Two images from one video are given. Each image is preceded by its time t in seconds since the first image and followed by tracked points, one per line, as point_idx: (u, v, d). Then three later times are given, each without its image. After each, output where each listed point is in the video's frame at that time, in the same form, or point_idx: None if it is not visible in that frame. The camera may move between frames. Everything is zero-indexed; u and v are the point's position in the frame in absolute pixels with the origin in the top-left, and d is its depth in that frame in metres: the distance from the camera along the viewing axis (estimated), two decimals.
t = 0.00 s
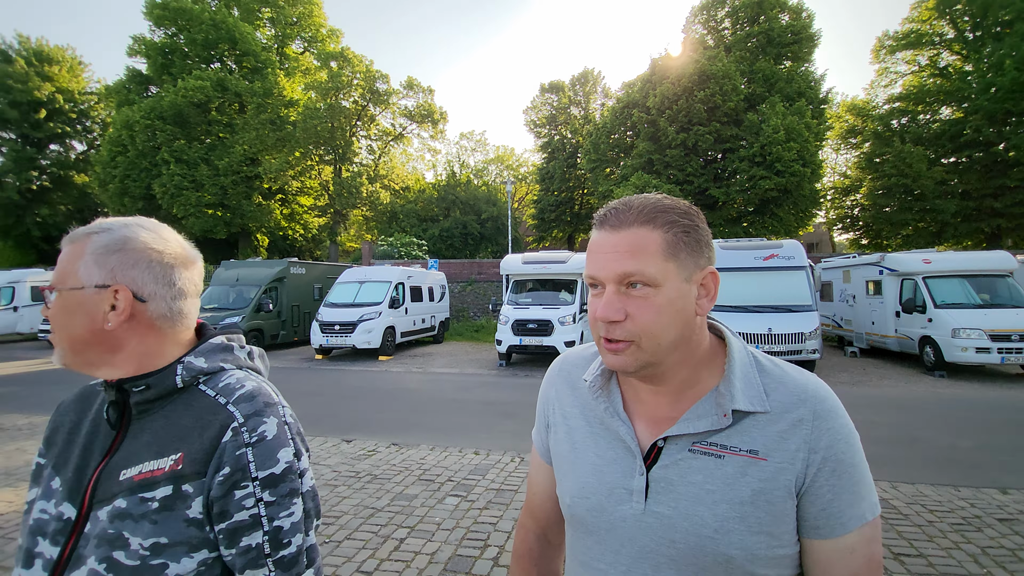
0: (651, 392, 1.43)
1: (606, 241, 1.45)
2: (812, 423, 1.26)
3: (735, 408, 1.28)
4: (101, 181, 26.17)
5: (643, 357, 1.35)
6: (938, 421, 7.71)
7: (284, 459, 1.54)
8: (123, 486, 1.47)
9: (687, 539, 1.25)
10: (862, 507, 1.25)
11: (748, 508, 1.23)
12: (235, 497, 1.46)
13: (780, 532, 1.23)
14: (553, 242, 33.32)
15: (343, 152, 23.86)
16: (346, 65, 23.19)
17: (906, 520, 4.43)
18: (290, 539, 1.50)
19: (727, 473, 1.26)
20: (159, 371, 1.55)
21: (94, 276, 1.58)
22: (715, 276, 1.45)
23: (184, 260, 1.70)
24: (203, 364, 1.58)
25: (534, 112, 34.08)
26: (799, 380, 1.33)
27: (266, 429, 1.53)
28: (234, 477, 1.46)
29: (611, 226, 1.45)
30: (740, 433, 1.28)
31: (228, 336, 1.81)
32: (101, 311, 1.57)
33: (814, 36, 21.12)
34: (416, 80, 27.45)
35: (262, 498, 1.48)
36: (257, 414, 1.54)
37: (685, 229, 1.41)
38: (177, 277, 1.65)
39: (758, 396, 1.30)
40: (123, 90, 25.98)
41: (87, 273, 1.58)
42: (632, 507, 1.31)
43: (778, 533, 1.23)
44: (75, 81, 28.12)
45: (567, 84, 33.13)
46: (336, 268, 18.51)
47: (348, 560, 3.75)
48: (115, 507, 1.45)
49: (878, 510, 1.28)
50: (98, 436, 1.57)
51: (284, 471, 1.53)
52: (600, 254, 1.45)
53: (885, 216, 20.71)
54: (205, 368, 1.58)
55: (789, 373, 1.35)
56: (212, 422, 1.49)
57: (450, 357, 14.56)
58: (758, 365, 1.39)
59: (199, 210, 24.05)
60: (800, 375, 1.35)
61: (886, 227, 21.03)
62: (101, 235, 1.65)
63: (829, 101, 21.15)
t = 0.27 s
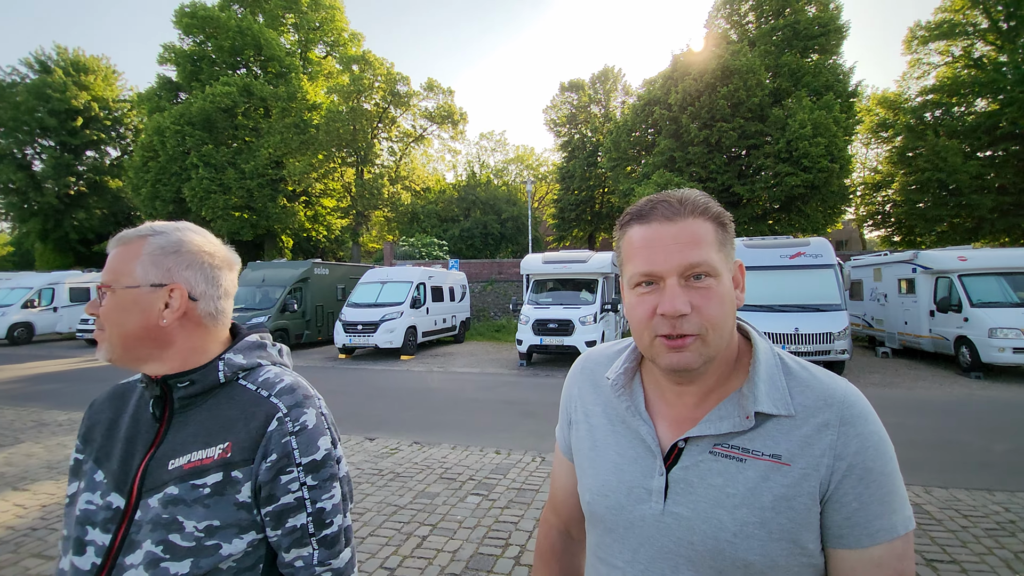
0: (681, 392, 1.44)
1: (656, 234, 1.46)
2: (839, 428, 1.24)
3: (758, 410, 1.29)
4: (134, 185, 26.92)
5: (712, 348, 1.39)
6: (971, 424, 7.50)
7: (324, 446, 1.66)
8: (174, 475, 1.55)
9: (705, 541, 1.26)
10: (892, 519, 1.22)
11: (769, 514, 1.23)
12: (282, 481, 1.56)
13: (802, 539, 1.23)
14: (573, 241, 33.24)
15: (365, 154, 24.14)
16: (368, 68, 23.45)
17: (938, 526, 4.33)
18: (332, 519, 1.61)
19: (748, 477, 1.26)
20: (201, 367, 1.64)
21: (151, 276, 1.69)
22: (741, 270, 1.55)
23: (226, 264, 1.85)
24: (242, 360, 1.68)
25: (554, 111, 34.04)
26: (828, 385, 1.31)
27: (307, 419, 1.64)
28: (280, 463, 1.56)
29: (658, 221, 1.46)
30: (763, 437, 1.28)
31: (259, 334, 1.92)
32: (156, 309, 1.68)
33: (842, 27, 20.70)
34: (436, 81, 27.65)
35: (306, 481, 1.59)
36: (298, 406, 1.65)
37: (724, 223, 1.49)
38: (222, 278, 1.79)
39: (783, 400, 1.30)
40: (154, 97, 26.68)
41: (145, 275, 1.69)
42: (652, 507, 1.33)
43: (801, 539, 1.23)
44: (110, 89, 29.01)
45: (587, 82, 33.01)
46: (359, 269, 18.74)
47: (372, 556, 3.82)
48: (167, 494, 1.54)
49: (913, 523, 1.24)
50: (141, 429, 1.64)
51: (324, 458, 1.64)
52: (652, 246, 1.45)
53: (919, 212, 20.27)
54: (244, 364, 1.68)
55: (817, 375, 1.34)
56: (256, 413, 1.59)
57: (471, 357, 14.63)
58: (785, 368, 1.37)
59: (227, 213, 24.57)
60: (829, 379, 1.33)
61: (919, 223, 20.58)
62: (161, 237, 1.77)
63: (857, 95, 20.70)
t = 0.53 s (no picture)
0: (687, 390, 1.45)
1: (651, 233, 1.45)
2: (849, 425, 1.24)
3: (766, 406, 1.29)
4: (149, 186, 27.29)
5: (703, 350, 1.38)
6: (989, 423, 7.39)
7: (344, 431, 1.77)
8: (200, 465, 1.59)
9: (712, 538, 1.26)
10: (906, 517, 1.21)
11: (777, 512, 1.22)
12: (309, 464, 1.65)
13: (813, 539, 1.22)
14: (584, 239, 33.14)
15: (376, 153, 24.27)
16: (378, 67, 23.53)
17: (955, 526, 4.28)
18: (354, 497, 1.72)
19: (756, 475, 1.26)
20: (220, 362, 1.69)
21: (183, 274, 1.74)
22: (749, 268, 1.51)
23: (241, 262, 1.94)
24: (257, 354, 1.75)
25: (565, 109, 33.99)
26: (839, 382, 1.30)
27: (329, 406, 1.73)
28: (307, 447, 1.65)
29: (656, 219, 1.45)
30: (771, 434, 1.28)
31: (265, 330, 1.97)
32: (187, 305, 1.73)
33: (857, 21, 20.45)
34: (447, 80, 27.72)
35: (330, 464, 1.68)
36: (319, 394, 1.74)
37: (727, 221, 1.45)
38: (241, 275, 1.90)
39: (793, 396, 1.29)
40: (169, 98, 27.03)
41: (178, 273, 1.74)
42: (658, 504, 1.33)
43: (810, 538, 1.22)
44: (126, 91, 29.42)
45: (597, 79, 32.92)
46: (370, 268, 18.84)
47: (383, 553, 3.85)
48: (196, 484, 1.58)
49: (927, 522, 1.23)
50: (156, 425, 1.66)
51: (345, 442, 1.75)
52: (646, 246, 1.44)
53: (936, 208, 19.96)
54: (260, 358, 1.75)
55: (827, 372, 1.33)
56: (280, 402, 1.67)
57: (482, 355, 14.67)
58: (794, 364, 1.37)
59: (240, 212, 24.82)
60: (840, 376, 1.32)
61: (936, 219, 20.25)
62: (189, 237, 1.81)
63: (873, 89, 20.43)
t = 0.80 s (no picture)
0: (674, 385, 1.46)
1: (614, 228, 1.47)
2: (843, 424, 1.24)
3: (759, 405, 1.29)
4: (146, 184, 27.22)
5: (643, 344, 1.37)
6: (986, 421, 7.40)
7: (340, 421, 1.84)
8: (202, 458, 1.61)
9: (704, 537, 1.26)
10: (898, 515, 1.21)
11: (769, 510, 1.23)
12: (311, 452, 1.72)
13: (806, 537, 1.23)
14: (582, 237, 33.13)
15: (374, 151, 24.24)
16: (377, 65, 23.52)
17: (952, 524, 4.29)
18: (353, 482, 1.81)
19: (749, 472, 1.26)
20: (217, 358, 1.70)
21: (204, 272, 1.79)
22: (734, 267, 1.40)
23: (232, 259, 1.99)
24: (251, 350, 1.78)
25: (563, 107, 33.99)
26: (833, 379, 1.30)
27: (326, 397, 1.81)
28: (309, 436, 1.72)
29: (621, 211, 1.47)
30: (765, 432, 1.28)
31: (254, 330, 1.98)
32: (211, 303, 1.78)
33: (855, 20, 20.48)
34: (445, 78, 27.69)
35: (330, 451, 1.76)
36: (317, 385, 1.81)
37: (697, 216, 1.39)
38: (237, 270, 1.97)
39: (785, 394, 1.29)
40: (166, 96, 26.94)
41: (202, 270, 1.79)
42: (650, 502, 1.34)
43: (803, 536, 1.22)
44: (123, 89, 29.33)
45: (596, 77, 33.02)
46: (369, 266, 18.82)
47: (381, 551, 3.85)
48: (201, 476, 1.60)
49: (921, 520, 1.24)
50: (151, 422, 1.65)
51: (342, 431, 1.83)
52: (609, 241, 1.47)
53: (933, 206, 19.97)
54: (254, 353, 1.78)
55: (820, 370, 1.33)
56: (281, 394, 1.72)
57: (480, 353, 14.67)
58: (787, 360, 1.37)
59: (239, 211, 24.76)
60: (835, 374, 1.32)
61: (933, 217, 20.26)
62: (198, 235, 1.85)
63: (871, 88, 20.44)
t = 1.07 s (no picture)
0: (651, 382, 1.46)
1: (588, 225, 1.48)
2: (820, 422, 1.24)
3: (738, 404, 1.29)
4: (120, 179, 26.64)
5: (615, 343, 1.38)
6: (957, 416, 7.59)
7: (317, 416, 1.83)
8: (178, 458, 1.57)
9: (683, 537, 1.26)
10: (874, 514, 1.23)
11: (748, 510, 1.23)
12: (291, 447, 1.71)
13: (784, 536, 1.23)
14: (566, 236, 33.23)
15: (357, 148, 24.06)
16: (359, 61, 23.35)
17: (924, 516, 4.39)
18: (331, 475, 1.82)
19: (728, 472, 1.26)
20: (189, 356, 1.66)
21: (159, 268, 1.66)
22: (709, 264, 1.39)
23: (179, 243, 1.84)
24: (224, 346, 1.74)
25: (547, 106, 34.05)
26: (812, 377, 1.31)
27: (304, 392, 1.81)
28: (288, 432, 1.71)
29: (595, 209, 1.47)
30: (743, 431, 1.28)
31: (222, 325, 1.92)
32: (173, 300, 1.68)
33: (832, 24, 20.85)
34: (428, 74, 27.54)
35: (309, 446, 1.76)
36: (294, 380, 1.80)
37: (670, 213, 1.38)
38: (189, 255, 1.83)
39: (764, 392, 1.29)
40: (141, 89, 26.39)
41: (155, 267, 1.66)
42: (631, 501, 1.33)
43: (781, 535, 1.23)
44: (95, 80, 28.64)
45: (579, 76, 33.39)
46: (350, 264, 18.66)
47: (362, 551, 3.81)
48: (178, 476, 1.56)
49: (899, 517, 1.25)
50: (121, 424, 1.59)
51: (320, 425, 1.83)
52: (584, 238, 1.48)
53: (905, 208, 20.41)
54: (228, 350, 1.75)
55: (799, 367, 1.34)
56: (258, 391, 1.70)
57: (463, 352, 14.62)
58: (766, 358, 1.38)
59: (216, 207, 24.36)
60: (813, 372, 1.33)
61: (906, 219, 20.72)
62: (138, 230, 1.68)
63: (847, 91, 20.81)
